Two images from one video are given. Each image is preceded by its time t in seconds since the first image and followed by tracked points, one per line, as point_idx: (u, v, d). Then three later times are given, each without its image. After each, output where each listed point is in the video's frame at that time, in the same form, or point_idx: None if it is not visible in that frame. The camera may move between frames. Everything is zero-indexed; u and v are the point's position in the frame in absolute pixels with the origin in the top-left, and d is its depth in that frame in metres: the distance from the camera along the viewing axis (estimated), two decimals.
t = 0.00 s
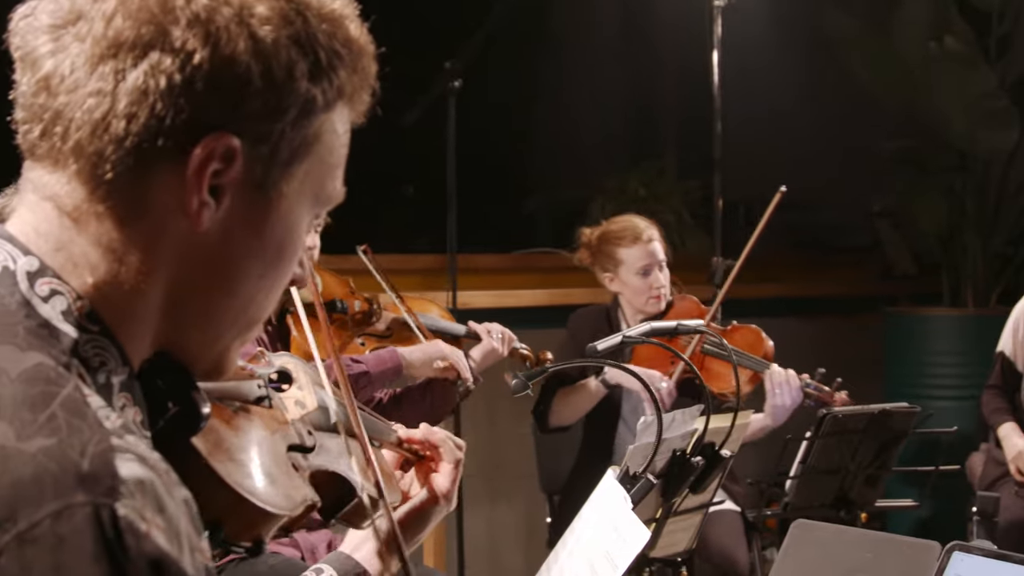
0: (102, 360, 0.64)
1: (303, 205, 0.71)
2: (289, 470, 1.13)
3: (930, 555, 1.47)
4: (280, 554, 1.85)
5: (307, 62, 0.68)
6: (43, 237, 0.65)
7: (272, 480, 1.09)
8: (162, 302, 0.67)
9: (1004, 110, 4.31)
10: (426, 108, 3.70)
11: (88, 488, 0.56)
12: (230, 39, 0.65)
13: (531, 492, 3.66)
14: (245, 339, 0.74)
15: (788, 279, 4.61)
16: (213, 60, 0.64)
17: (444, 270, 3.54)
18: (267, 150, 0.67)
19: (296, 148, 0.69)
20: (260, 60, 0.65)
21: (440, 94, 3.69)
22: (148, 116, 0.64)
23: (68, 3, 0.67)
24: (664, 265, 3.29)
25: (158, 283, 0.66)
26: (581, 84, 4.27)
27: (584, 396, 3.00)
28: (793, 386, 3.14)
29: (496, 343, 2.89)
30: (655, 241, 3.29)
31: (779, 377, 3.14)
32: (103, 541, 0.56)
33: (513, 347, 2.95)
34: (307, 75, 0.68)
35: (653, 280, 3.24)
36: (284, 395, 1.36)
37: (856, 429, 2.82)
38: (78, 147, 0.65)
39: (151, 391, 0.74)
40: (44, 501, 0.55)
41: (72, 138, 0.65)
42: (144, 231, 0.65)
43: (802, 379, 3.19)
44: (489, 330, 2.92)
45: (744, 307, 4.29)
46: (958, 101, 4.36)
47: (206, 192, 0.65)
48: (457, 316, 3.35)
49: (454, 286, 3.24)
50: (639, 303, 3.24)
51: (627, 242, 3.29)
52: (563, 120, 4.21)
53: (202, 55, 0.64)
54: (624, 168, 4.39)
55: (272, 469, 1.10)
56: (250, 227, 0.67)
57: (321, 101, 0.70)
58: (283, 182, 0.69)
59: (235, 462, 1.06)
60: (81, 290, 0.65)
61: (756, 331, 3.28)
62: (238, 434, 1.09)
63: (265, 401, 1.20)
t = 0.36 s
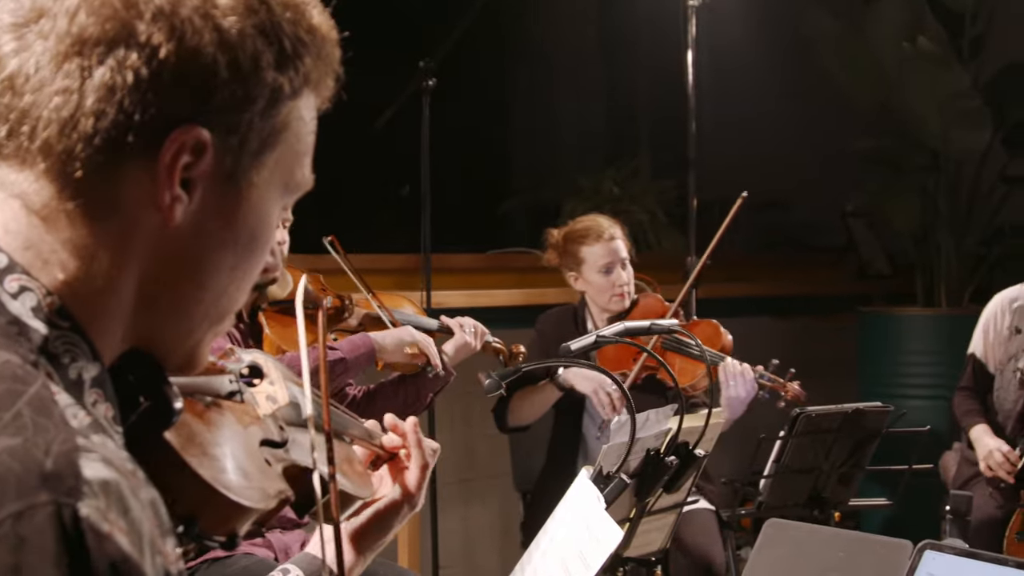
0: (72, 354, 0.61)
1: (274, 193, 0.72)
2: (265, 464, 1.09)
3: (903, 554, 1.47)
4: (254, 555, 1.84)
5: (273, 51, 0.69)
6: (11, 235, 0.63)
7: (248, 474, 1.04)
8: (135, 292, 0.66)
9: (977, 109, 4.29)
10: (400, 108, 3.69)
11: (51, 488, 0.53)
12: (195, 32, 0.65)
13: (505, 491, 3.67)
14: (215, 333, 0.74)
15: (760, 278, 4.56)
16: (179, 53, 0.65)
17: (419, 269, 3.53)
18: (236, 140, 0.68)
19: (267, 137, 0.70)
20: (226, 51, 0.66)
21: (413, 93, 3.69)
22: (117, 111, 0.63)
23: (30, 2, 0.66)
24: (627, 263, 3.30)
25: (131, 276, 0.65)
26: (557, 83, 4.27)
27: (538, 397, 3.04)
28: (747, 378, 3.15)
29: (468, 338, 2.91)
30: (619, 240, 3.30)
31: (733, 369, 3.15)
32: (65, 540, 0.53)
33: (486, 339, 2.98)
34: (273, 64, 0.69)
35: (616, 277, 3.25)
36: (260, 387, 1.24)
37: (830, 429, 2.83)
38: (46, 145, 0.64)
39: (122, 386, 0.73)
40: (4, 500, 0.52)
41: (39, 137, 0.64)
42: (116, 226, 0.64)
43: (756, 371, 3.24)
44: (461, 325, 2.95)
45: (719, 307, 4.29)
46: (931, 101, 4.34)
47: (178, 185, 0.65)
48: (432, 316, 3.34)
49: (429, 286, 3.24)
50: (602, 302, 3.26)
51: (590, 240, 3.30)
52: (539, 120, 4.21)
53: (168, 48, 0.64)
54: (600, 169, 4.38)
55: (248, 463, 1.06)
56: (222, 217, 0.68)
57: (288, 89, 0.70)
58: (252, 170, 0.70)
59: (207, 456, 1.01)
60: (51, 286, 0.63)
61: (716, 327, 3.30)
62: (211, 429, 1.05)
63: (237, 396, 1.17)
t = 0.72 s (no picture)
0: (39, 354, 0.62)
1: (244, 190, 0.72)
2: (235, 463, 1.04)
3: (877, 552, 1.47)
4: (228, 556, 1.84)
5: (241, 49, 0.68)
6: None
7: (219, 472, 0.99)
8: (104, 292, 0.66)
9: (952, 110, 4.31)
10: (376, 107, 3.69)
11: (11, 490, 0.53)
12: (163, 32, 0.65)
13: (481, 491, 3.67)
14: (186, 331, 0.74)
15: (738, 278, 4.53)
16: (146, 53, 0.64)
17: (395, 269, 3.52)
18: (206, 138, 0.67)
19: (236, 136, 0.70)
20: (193, 51, 0.66)
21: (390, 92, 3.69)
22: (84, 112, 0.63)
23: None
24: (595, 261, 3.33)
25: (99, 274, 0.65)
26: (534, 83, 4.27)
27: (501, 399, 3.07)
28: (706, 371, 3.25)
29: (442, 333, 2.91)
30: (587, 238, 3.33)
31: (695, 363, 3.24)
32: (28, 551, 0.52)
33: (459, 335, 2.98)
34: (241, 63, 0.68)
35: (583, 276, 3.27)
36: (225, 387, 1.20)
37: (805, 428, 2.84)
38: (14, 146, 0.64)
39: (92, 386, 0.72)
40: None
41: (8, 137, 0.64)
42: (86, 226, 0.64)
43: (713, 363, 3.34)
44: (434, 321, 2.95)
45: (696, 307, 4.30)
46: (906, 101, 4.35)
47: (147, 184, 0.65)
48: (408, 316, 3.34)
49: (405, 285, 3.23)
50: (571, 300, 3.28)
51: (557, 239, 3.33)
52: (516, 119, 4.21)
53: (134, 48, 0.64)
54: (577, 169, 4.39)
55: (218, 462, 1.00)
56: (192, 216, 0.67)
57: (257, 87, 0.70)
58: (222, 169, 0.69)
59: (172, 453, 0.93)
60: (19, 286, 0.64)
61: (680, 323, 3.30)
62: (180, 425, 1.00)
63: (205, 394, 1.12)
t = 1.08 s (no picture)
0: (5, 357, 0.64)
1: (217, 191, 0.73)
2: (204, 467, 1.03)
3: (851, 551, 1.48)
4: (201, 557, 1.83)
5: (214, 53, 0.70)
6: None
7: (187, 477, 0.98)
8: (74, 293, 0.68)
9: (926, 110, 4.33)
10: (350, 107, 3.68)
11: None
12: (135, 35, 0.66)
13: (456, 491, 3.67)
14: (159, 334, 0.76)
15: (713, 277, 4.54)
16: (118, 56, 0.66)
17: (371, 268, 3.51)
18: (178, 141, 0.69)
19: (208, 138, 0.71)
20: (165, 54, 0.67)
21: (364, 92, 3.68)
22: (56, 117, 0.65)
23: None
24: (565, 260, 3.34)
25: (68, 278, 0.67)
26: (510, 83, 4.27)
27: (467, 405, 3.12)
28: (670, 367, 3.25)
29: (416, 331, 2.92)
30: (556, 238, 3.34)
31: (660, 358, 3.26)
32: None
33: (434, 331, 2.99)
34: (213, 67, 0.70)
35: (552, 275, 3.29)
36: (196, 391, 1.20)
37: (781, 427, 2.85)
38: None
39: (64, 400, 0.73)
40: None
41: None
42: (55, 230, 0.66)
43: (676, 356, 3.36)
44: (408, 318, 2.95)
45: (671, 307, 4.30)
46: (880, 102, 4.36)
47: (119, 189, 0.67)
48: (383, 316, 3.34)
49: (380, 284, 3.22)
50: (541, 299, 3.29)
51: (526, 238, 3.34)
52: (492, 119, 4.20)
53: (105, 52, 0.66)
54: (554, 169, 4.39)
55: (187, 467, 0.99)
56: (163, 219, 0.69)
57: (229, 91, 0.72)
58: (194, 172, 0.71)
59: (143, 461, 0.93)
60: None
61: (645, 316, 3.31)
62: (148, 431, 0.99)
63: (176, 398, 1.11)
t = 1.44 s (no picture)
0: None
1: (193, 193, 0.75)
2: (180, 468, 1.03)
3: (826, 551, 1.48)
4: (177, 558, 1.82)
5: (190, 53, 0.72)
6: None
7: (162, 477, 0.97)
8: (48, 292, 0.70)
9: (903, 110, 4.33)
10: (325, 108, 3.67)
11: None
12: (111, 34, 0.68)
13: (432, 491, 3.67)
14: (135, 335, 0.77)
15: (690, 277, 4.56)
16: (93, 54, 0.67)
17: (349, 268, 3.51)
18: (154, 140, 0.70)
19: (185, 138, 0.73)
20: (140, 53, 0.69)
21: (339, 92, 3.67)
22: (29, 114, 0.67)
23: None
24: (539, 261, 3.34)
25: (42, 279, 0.69)
26: (487, 83, 4.26)
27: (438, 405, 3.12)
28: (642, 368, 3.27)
29: (389, 326, 2.91)
30: (529, 238, 3.34)
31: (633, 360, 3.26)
32: None
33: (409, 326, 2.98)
34: (190, 67, 0.72)
35: (527, 276, 3.28)
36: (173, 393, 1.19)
37: (757, 427, 2.85)
38: None
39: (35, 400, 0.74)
40: None
41: None
42: (30, 228, 0.68)
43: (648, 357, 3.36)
44: (381, 314, 2.94)
45: (648, 306, 4.30)
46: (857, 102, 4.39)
47: (93, 188, 0.68)
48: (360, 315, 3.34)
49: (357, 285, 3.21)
50: (516, 300, 3.29)
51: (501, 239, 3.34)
52: (470, 120, 4.20)
53: (80, 49, 0.67)
54: (532, 170, 4.39)
55: (163, 467, 0.99)
56: (139, 220, 0.71)
57: (206, 92, 0.73)
58: (170, 172, 0.72)
59: (121, 464, 0.92)
60: None
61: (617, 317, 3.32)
62: (124, 433, 0.99)
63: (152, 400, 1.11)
